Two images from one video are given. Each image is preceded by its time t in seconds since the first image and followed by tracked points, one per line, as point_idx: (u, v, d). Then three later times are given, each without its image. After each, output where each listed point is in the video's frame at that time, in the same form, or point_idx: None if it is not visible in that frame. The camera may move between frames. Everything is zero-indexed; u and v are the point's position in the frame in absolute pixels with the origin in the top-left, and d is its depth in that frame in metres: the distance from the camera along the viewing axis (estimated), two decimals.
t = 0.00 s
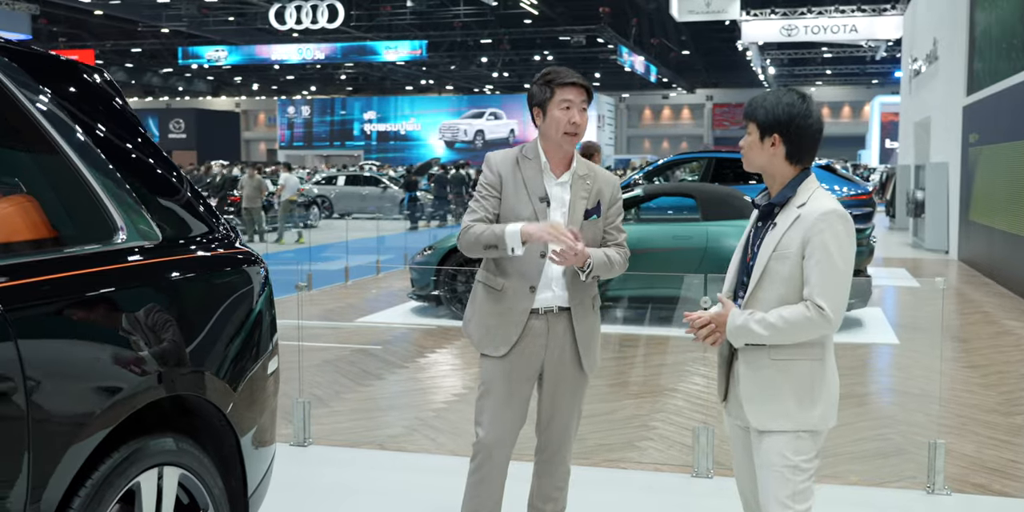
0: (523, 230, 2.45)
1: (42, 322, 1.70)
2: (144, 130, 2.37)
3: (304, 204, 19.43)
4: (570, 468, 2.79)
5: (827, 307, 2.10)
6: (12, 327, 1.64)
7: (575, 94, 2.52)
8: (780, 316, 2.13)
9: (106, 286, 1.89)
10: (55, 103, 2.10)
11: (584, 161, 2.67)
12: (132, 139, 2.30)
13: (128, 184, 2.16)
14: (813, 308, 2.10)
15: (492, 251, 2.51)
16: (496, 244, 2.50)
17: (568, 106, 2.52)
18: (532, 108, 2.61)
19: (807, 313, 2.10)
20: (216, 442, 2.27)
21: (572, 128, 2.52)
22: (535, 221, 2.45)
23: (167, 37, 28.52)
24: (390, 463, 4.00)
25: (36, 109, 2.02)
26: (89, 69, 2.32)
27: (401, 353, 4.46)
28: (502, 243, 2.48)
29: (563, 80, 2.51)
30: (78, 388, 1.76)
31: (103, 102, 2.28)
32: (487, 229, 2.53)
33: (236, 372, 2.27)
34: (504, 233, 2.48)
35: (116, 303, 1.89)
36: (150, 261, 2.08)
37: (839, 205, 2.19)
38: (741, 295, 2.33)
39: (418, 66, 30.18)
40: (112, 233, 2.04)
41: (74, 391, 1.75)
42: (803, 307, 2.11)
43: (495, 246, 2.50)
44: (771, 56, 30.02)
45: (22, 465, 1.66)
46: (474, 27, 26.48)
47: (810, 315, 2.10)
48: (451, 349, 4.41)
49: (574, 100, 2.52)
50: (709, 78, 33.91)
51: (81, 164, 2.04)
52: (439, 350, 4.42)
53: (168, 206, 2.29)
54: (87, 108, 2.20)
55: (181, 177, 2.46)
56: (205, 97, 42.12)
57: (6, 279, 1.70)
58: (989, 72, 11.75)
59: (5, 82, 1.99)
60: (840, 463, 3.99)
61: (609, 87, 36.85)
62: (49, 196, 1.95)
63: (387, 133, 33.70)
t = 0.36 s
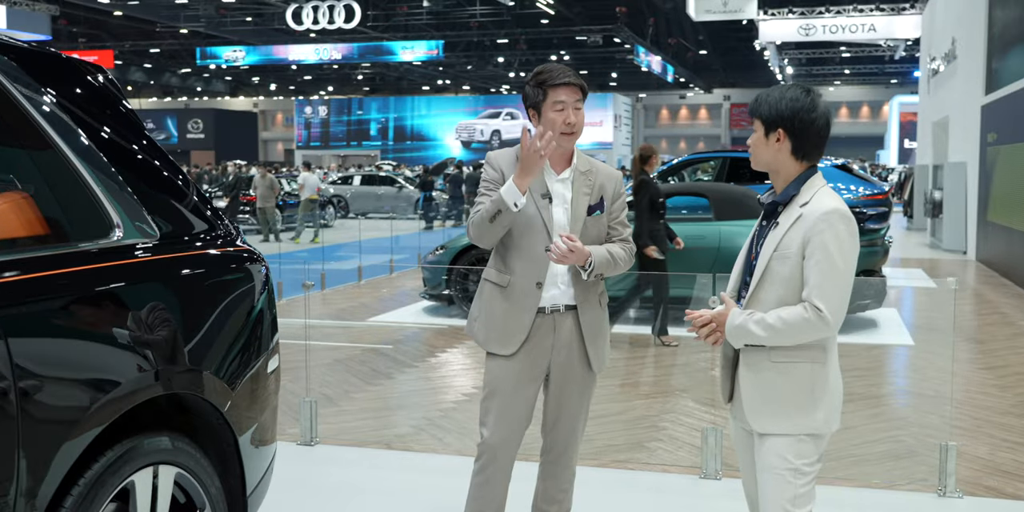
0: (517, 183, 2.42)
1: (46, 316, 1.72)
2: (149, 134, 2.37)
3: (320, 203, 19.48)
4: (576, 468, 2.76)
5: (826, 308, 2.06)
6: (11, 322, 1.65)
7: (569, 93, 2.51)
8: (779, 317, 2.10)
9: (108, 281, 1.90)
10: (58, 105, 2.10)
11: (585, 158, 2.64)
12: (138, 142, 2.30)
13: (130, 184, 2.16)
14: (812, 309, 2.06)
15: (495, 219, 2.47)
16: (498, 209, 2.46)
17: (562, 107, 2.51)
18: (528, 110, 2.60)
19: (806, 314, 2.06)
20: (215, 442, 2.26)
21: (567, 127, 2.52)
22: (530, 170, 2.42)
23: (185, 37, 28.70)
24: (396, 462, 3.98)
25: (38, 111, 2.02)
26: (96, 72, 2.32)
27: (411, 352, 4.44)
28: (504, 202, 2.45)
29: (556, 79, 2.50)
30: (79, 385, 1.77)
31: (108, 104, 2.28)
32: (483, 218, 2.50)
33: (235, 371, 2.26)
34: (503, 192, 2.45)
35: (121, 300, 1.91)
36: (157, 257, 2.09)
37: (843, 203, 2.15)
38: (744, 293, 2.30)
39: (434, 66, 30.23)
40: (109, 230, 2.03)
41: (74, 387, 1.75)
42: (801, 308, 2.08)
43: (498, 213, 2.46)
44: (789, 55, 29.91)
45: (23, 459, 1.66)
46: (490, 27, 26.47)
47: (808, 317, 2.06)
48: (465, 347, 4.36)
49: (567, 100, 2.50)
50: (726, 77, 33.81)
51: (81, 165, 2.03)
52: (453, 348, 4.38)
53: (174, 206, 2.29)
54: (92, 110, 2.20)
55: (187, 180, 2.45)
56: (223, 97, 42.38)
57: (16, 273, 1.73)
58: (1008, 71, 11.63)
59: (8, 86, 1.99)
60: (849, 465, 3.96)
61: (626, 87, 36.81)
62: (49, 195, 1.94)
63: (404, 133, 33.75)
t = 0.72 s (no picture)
0: (519, 184, 2.40)
1: (54, 312, 1.73)
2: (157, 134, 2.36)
3: (341, 202, 19.53)
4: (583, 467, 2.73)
5: (832, 310, 2.03)
6: (11, 317, 1.65)
7: (577, 84, 2.49)
8: (785, 318, 2.06)
9: (117, 277, 1.91)
10: (66, 105, 2.10)
11: (591, 155, 2.62)
12: (148, 143, 2.30)
13: (139, 184, 2.16)
14: (818, 310, 2.03)
15: (498, 220, 2.45)
16: (501, 209, 2.44)
17: (570, 96, 2.48)
18: (535, 105, 2.58)
19: (812, 315, 2.03)
20: (217, 439, 2.25)
21: (577, 117, 2.49)
22: (532, 172, 2.40)
23: (207, 37, 28.87)
24: (408, 461, 3.96)
25: (44, 113, 2.02)
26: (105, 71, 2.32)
27: (426, 351, 4.43)
28: (506, 202, 2.43)
29: (563, 70, 2.49)
30: (84, 380, 1.78)
31: (119, 106, 2.28)
32: (488, 214, 2.47)
33: (239, 370, 2.25)
34: (506, 194, 2.43)
35: (129, 297, 1.91)
36: (169, 253, 2.11)
37: (850, 201, 2.11)
38: (751, 291, 2.27)
39: (455, 66, 30.27)
40: (110, 228, 2.02)
41: (81, 382, 1.77)
42: (807, 309, 2.04)
43: (500, 213, 2.45)
44: (812, 54, 29.72)
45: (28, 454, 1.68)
46: (511, 27, 26.45)
47: (815, 318, 2.03)
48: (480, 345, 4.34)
49: (576, 89, 2.49)
50: (748, 77, 33.65)
51: (86, 166, 2.03)
52: (468, 345, 4.37)
53: (184, 206, 2.29)
54: (101, 110, 2.20)
55: (197, 182, 2.45)
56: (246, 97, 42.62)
57: (32, 268, 1.76)
58: None
59: (14, 89, 2.00)
60: (864, 467, 3.92)
61: (647, 87, 36.72)
62: (53, 194, 1.95)
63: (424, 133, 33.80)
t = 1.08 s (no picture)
0: (542, 229, 2.39)
1: (73, 312, 1.77)
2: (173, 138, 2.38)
3: (368, 202, 19.59)
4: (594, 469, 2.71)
5: (843, 310, 2.04)
6: (20, 318, 1.67)
7: (592, 80, 2.47)
8: (796, 319, 2.07)
9: (137, 277, 1.95)
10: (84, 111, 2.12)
11: (604, 154, 2.60)
12: (166, 149, 2.31)
13: (153, 189, 2.17)
14: (829, 311, 2.04)
15: (515, 253, 2.46)
16: (519, 247, 2.44)
17: (586, 91, 2.46)
18: (549, 101, 2.55)
19: (824, 316, 2.04)
20: (226, 439, 2.26)
21: (593, 111, 2.46)
22: (554, 215, 2.39)
23: (238, 39, 29.12)
24: (426, 462, 3.96)
25: (57, 118, 2.03)
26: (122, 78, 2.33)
27: (448, 353, 4.43)
28: (527, 244, 2.42)
29: (577, 66, 2.47)
30: (90, 383, 1.79)
31: (135, 112, 2.29)
32: (506, 233, 2.48)
33: (249, 371, 2.25)
34: (527, 233, 2.43)
35: (146, 298, 1.95)
36: (191, 253, 2.15)
37: (863, 202, 2.12)
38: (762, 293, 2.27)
39: (484, 66, 30.31)
40: (118, 229, 2.03)
41: (97, 382, 1.80)
42: (818, 310, 2.05)
43: (518, 250, 2.45)
44: (843, 53, 29.45)
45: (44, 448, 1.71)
46: (540, 28, 26.42)
47: (826, 319, 2.04)
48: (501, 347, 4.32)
49: (591, 85, 2.46)
50: (779, 76, 33.43)
51: (98, 171, 2.04)
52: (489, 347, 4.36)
53: (198, 210, 2.30)
54: (119, 116, 2.22)
55: (212, 186, 2.46)
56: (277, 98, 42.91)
57: (58, 267, 1.81)
58: None
59: (28, 94, 2.01)
60: (885, 472, 3.88)
61: (677, 86, 36.60)
62: (66, 197, 1.97)
63: (453, 133, 33.84)
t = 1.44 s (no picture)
0: (552, 238, 2.42)
1: (99, 312, 1.83)
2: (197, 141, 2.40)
3: (401, 204, 19.67)
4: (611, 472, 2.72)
5: (858, 312, 2.03)
6: (39, 319, 1.72)
7: (607, 87, 2.53)
8: (812, 319, 2.07)
9: (164, 278, 2.00)
10: (110, 117, 2.15)
11: (621, 156, 2.65)
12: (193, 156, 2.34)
13: (173, 193, 2.20)
14: (844, 313, 2.04)
15: (524, 257, 2.49)
16: (528, 251, 2.48)
17: (600, 99, 2.53)
18: (565, 104, 2.63)
19: (839, 317, 2.04)
20: (243, 439, 2.28)
21: (606, 121, 2.54)
22: (566, 223, 2.41)
23: (274, 41, 29.41)
24: (451, 463, 3.96)
25: (81, 125, 2.06)
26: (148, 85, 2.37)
27: (477, 354, 4.46)
28: (536, 250, 2.46)
29: (593, 72, 2.53)
30: (105, 386, 1.82)
31: (162, 118, 2.32)
32: (519, 235, 2.52)
33: (268, 373, 2.27)
34: (536, 241, 2.46)
35: (169, 298, 1.99)
36: (220, 254, 2.21)
37: (880, 203, 2.11)
38: (779, 296, 2.27)
39: (518, 68, 30.36)
40: (135, 232, 2.06)
41: (117, 383, 1.84)
42: (834, 311, 2.05)
43: (528, 253, 2.49)
44: (881, 53, 29.13)
45: (66, 445, 1.75)
46: (574, 29, 26.42)
47: (841, 321, 2.04)
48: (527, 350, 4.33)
49: (605, 93, 2.53)
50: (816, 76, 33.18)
51: (120, 177, 2.07)
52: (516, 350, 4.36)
53: (218, 214, 2.32)
54: (145, 121, 2.25)
55: (237, 193, 2.49)
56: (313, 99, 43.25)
57: (94, 266, 1.89)
58: None
59: (52, 101, 2.05)
60: (913, 477, 3.82)
61: (712, 86, 36.40)
62: (87, 201, 2.00)
63: (486, 134, 33.88)
